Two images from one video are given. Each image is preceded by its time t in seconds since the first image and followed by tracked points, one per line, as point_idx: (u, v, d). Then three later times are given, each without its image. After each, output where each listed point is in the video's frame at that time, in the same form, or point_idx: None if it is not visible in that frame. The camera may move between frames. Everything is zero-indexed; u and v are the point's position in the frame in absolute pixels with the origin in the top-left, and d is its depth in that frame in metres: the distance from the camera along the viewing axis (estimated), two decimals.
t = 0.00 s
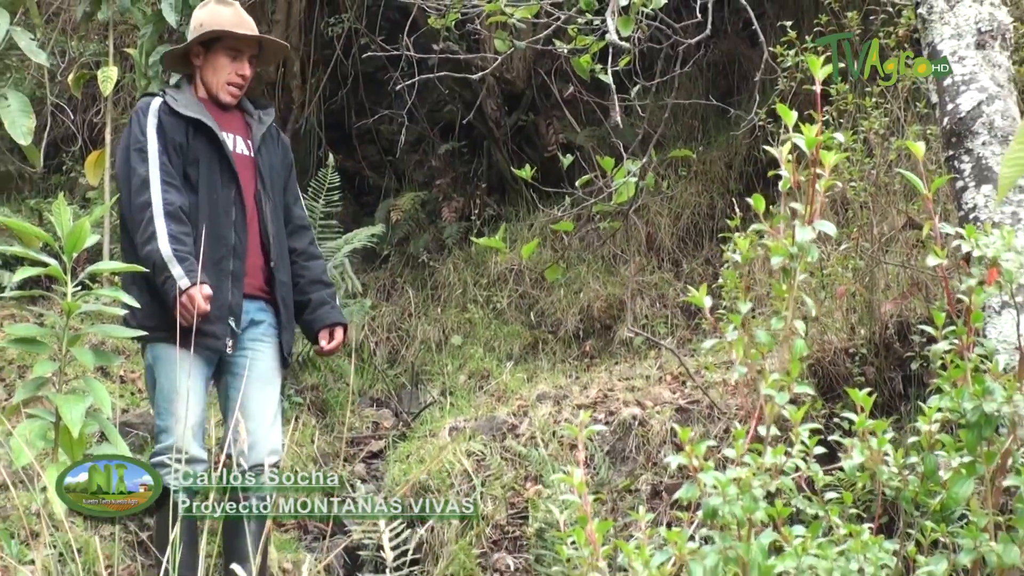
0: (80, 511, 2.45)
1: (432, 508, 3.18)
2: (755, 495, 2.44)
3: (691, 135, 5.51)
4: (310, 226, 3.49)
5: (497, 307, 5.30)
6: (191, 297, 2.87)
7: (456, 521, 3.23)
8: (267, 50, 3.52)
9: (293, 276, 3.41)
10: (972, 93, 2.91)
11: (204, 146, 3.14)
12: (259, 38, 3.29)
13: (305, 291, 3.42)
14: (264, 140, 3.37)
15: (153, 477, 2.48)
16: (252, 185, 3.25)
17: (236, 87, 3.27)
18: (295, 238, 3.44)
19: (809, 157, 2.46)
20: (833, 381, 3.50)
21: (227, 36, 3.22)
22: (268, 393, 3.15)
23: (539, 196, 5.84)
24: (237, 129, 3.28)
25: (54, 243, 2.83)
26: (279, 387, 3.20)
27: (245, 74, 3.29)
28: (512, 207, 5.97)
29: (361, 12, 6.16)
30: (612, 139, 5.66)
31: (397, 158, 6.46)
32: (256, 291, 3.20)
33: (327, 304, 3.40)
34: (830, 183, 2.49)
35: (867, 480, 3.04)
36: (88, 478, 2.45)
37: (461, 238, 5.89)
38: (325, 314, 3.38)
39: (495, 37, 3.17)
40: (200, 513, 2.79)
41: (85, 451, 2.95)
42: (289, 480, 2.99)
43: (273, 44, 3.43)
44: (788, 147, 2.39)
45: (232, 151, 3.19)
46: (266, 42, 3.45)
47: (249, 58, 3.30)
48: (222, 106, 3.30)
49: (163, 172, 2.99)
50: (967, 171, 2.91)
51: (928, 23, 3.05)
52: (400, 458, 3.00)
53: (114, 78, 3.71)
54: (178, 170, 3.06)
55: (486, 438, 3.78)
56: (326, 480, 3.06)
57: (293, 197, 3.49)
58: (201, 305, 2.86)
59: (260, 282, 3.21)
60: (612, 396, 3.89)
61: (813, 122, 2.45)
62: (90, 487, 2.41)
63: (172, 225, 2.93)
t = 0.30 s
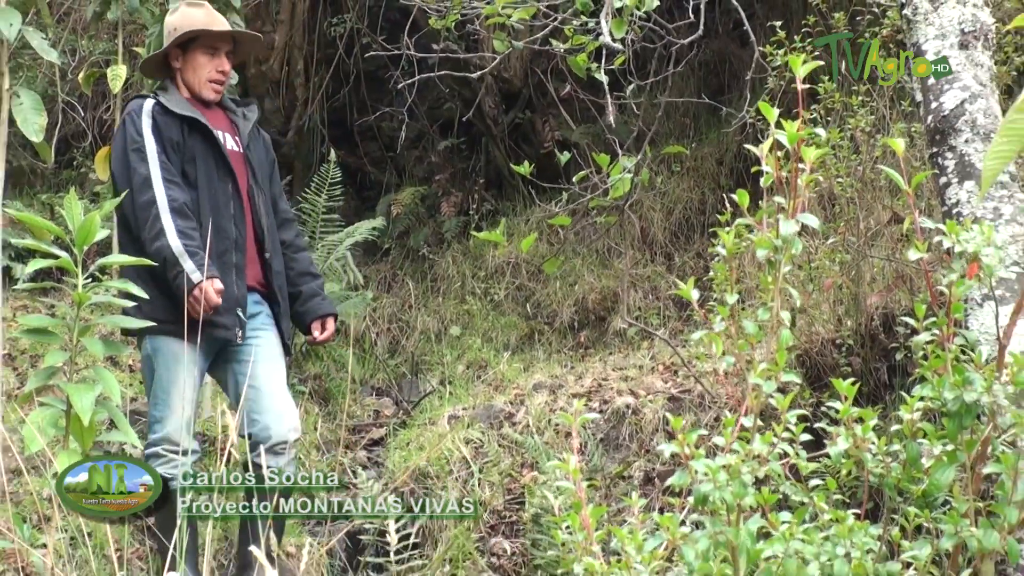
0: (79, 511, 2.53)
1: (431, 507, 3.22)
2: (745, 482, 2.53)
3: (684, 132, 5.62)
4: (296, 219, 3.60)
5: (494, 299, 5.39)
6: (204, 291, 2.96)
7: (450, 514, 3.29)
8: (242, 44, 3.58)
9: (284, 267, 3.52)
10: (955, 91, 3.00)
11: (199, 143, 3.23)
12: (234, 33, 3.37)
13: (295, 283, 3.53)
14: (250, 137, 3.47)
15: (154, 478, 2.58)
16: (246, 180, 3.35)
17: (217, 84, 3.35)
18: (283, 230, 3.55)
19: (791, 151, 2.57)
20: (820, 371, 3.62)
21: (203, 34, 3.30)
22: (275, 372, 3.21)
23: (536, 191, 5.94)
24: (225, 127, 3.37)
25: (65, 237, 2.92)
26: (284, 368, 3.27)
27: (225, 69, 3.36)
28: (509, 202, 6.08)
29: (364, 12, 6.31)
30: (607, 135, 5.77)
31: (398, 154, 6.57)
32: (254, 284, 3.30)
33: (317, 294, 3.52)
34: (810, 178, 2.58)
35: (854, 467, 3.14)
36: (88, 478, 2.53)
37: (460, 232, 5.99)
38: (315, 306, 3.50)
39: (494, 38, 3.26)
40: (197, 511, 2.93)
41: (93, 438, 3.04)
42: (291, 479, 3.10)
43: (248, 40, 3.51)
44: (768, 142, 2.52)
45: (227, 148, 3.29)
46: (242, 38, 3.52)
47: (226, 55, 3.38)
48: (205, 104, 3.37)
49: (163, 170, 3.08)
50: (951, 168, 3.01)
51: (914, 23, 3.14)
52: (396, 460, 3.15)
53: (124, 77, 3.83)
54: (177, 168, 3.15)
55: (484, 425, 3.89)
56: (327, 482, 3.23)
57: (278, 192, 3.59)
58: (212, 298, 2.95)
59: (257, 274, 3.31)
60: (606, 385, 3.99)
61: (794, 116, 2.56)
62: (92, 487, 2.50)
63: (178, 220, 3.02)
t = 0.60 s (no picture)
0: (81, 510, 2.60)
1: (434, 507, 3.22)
2: (736, 469, 2.62)
3: (674, 128, 5.72)
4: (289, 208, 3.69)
5: (490, 289, 5.50)
6: (200, 278, 3.08)
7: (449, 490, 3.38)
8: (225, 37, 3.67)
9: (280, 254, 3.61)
10: (937, 89, 3.11)
11: (191, 137, 3.33)
12: (214, 24, 3.45)
13: (291, 271, 3.62)
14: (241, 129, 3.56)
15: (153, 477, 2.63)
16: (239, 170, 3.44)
17: (204, 76, 3.43)
18: (277, 219, 3.64)
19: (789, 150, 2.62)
20: (806, 360, 3.73)
21: (184, 30, 3.39)
22: (275, 359, 3.32)
23: (532, 185, 6.07)
24: (218, 120, 3.47)
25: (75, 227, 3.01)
26: (284, 354, 3.38)
27: (210, 60, 3.44)
28: (505, 196, 6.21)
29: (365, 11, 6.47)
30: (600, 131, 5.87)
31: (397, 148, 6.68)
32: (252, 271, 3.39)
33: (311, 280, 3.61)
34: (806, 176, 2.66)
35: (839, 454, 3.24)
36: (88, 478, 2.59)
37: (458, 225, 6.11)
38: (310, 293, 3.60)
39: (491, 36, 3.36)
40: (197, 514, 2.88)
41: (102, 423, 3.14)
42: (289, 480, 3.12)
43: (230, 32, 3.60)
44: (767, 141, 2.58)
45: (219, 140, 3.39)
46: (223, 30, 3.61)
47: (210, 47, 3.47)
48: (196, 99, 3.46)
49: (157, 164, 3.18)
50: (932, 163, 3.11)
51: (897, 23, 3.24)
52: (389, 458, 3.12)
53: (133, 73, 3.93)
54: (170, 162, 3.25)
55: (481, 411, 4.02)
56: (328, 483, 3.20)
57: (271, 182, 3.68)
58: (209, 284, 3.07)
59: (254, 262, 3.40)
60: (599, 372, 4.12)
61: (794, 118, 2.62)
62: (91, 487, 2.56)
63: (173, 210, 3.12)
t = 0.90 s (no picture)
0: (80, 510, 2.52)
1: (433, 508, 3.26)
2: (730, 459, 2.74)
3: (665, 127, 5.83)
4: (294, 195, 3.77)
5: (486, 282, 5.61)
6: (185, 276, 3.17)
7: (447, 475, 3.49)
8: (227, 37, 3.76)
9: (284, 242, 3.70)
10: (920, 89, 3.22)
11: (185, 138, 3.44)
12: (207, 24, 3.54)
13: (295, 254, 3.71)
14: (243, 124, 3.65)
15: (152, 477, 2.53)
16: (236, 166, 3.53)
17: (199, 74, 3.52)
18: (281, 207, 3.73)
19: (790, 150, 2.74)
20: (792, 352, 3.87)
21: (178, 31, 3.50)
22: (271, 352, 3.44)
23: (527, 182, 6.19)
24: (218, 118, 3.56)
25: (84, 222, 3.10)
26: (281, 347, 3.49)
27: (204, 59, 3.53)
28: (501, 192, 6.32)
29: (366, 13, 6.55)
30: (592, 129, 5.98)
31: (396, 146, 6.80)
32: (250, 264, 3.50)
33: (315, 261, 3.68)
34: (804, 176, 2.76)
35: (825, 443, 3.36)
36: (88, 478, 2.51)
37: (455, 220, 6.23)
38: (313, 271, 3.66)
39: (487, 37, 3.45)
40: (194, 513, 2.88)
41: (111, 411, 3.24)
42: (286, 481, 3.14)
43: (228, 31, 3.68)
44: (767, 141, 2.68)
45: (214, 139, 3.49)
46: (223, 30, 3.70)
47: (204, 46, 3.55)
48: (195, 98, 3.56)
49: (151, 167, 3.30)
50: (914, 161, 3.22)
51: (880, 25, 3.34)
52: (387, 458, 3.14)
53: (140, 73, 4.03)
54: (166, 164, 3.37)
55: (477, 401, 4.18)
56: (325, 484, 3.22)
57: (277, 170, 3.76)
58: (193, 283, 3.15)
59: (251, 254, 3.50)
60: (591, 363, 4.26)
61: (794, 118, 2.72)
62: (90, 488, 2.47)
63: (164, 211, 3.24)
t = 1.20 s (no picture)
0: (81, 511, 2.45)
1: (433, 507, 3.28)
2: (718, 448, 2.80)
3: (657, 128, 5.98)
4: (303, 196, 3.87)
5: (484, 278, 5.73)
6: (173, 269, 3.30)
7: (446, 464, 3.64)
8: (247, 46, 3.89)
9: (289, 241, 3.81)
10: (903, 92, 3.33)
11: (191, 138, 3.57)
12: (221, 31, 3.67)
13: (299, 254, 3.82)
14: (255, 126, 3.77)
15: (153, 478, 2.48)
16: (242, 166, 3.65)
17: (209, 79, 3.66)
18: (289, 207, 3.84)
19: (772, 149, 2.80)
20: (781, 346, 3.99)
21: (191, 37, 3.66)
22: (267, 348, 3.57)
23: (524, 181, 6.35)
24: (229, 119, 3.69)
25: (96, 219, 3.20)
26: (279, 342, 3.63)
27: (215, 65, 3.66)
28: (498, 190, 6.46)
29: (366, 18, 6.60)
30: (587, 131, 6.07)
31: (398, 147, 6.97)
32: (250, 261, 3.61)
33: (317, 262, 3.78)
34: (787, 173, 2.84)
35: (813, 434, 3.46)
36: (89, 478, 2.44)
37: (454, 218, 6.36)
38: (315, 273, 3.77)
39: (485, 42, 3.57)
40: (196, 513, 2.89)
41: (121, 403, 3.34)
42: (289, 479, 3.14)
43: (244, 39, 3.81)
44: (751, 142, 2.75)
45: (220, 140, 3.61)
46: (241, 39, 3.83)
47: (216, 52, 3.69)
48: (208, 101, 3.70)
49: (154, 165, 3.44)
50: (898, 161, 3.34)
51: (865, 30, 3.46)
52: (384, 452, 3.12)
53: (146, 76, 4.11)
54: (169, 163, 3.51)
55: (475, 393, 4.31)
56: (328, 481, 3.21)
57: (288, 172, 3.87)
58: (179, 274, 3.29)
59: (252, 252, 3.62)
60: (586, 357, 4.39)
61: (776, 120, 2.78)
62: (92, 488, 2.41)
63: (161, 208, 3.37)
